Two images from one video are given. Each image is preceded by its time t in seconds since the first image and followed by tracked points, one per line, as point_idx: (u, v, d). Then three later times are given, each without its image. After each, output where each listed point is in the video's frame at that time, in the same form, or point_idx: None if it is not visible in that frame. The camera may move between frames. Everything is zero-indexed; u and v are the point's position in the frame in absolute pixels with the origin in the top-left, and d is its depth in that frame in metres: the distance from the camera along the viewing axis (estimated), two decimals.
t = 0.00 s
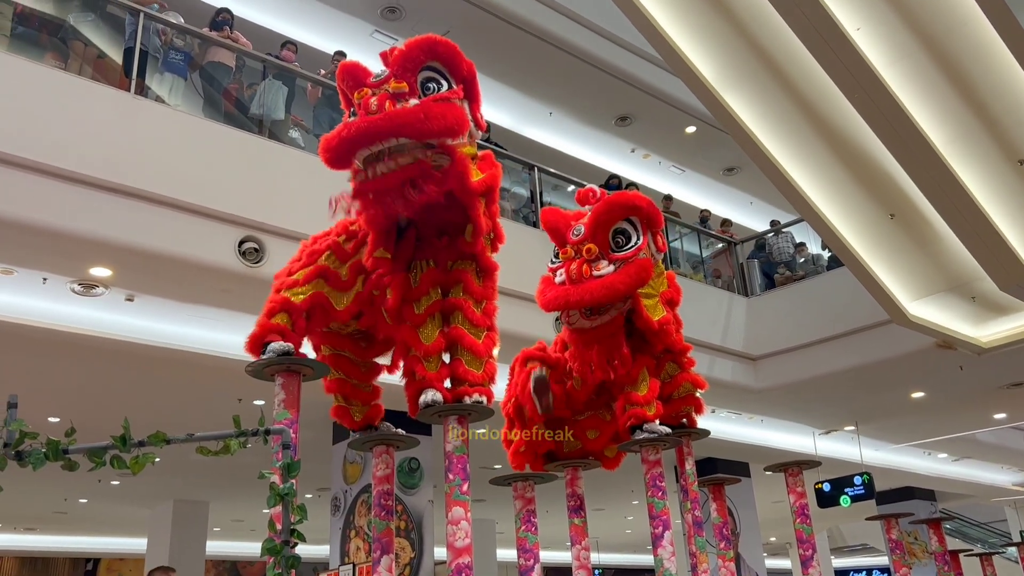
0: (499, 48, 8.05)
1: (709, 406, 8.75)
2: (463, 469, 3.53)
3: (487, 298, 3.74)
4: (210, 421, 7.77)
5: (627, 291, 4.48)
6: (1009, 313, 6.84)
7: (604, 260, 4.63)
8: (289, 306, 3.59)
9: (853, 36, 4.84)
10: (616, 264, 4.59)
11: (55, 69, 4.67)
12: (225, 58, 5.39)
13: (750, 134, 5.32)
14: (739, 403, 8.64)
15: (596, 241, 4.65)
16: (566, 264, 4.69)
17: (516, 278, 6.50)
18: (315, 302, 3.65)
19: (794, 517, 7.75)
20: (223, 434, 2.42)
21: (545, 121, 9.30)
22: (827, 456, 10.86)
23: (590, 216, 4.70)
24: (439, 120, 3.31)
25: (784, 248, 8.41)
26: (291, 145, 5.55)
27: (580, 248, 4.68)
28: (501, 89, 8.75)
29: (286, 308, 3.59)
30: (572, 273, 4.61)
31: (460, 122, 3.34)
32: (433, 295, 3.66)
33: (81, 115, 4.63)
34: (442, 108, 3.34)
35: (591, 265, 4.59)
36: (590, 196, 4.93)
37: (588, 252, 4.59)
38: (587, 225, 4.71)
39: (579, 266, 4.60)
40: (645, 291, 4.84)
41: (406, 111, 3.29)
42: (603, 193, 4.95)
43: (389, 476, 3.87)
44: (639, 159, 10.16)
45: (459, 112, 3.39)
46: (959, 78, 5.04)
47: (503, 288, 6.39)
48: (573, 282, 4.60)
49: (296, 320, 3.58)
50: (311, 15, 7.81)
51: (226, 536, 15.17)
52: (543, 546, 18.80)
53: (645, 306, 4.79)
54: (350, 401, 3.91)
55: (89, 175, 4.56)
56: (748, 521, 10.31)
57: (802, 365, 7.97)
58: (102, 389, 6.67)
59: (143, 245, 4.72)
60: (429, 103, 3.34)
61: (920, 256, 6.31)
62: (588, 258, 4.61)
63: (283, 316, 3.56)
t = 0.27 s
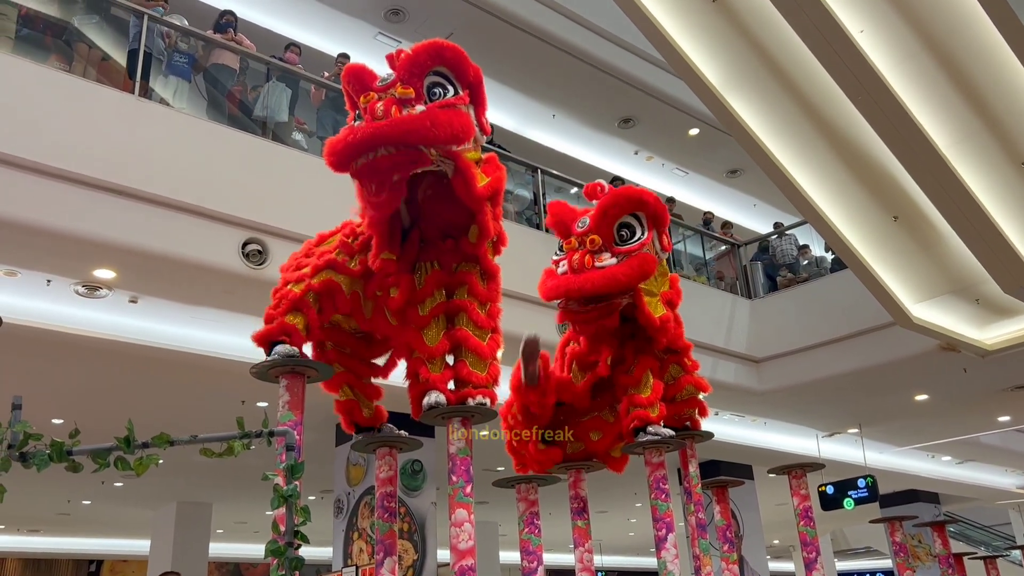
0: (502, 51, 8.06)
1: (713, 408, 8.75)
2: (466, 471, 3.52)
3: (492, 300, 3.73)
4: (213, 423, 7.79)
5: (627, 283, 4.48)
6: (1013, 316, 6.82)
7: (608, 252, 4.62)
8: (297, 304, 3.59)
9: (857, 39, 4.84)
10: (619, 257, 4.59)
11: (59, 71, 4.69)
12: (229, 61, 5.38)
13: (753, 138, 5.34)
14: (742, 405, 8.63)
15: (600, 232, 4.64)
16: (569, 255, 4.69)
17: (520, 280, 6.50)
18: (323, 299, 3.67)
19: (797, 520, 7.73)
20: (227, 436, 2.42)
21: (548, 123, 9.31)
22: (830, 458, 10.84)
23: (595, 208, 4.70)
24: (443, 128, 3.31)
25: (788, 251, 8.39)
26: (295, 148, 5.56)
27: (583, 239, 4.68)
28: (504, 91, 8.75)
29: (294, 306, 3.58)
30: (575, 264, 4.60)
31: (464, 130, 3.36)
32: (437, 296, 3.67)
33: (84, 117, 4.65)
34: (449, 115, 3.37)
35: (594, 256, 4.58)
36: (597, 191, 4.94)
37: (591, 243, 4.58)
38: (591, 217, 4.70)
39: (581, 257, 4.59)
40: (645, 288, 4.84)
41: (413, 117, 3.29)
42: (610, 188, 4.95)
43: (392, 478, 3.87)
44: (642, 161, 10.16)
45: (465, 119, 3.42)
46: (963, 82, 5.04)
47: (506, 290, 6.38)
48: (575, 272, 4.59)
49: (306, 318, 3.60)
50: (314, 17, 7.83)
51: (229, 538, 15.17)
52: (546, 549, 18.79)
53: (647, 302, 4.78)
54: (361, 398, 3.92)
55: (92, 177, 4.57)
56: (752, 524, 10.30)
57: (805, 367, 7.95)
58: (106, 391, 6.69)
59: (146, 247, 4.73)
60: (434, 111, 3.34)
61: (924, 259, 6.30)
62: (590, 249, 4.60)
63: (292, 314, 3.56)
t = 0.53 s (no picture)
0: (504, 53, 8.07)
1: (715, 410, 8.74)
2: (469, 473, 3.52)
3: (496, 302, 3.73)
4: (215, 424, 7.79)
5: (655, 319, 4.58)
6: (1016, 318, 6.82)
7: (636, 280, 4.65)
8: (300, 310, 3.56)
9: (860, 41, 4.84)
10: (649, 287, 4.63)
11: (62, 73, 4.70)
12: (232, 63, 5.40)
13: (757, 140, 5.34)
14: (745, 407, 8.63)
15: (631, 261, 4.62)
16: (597, 279, 4.69)
17: (522, 282, 6.50)
18: (327, 305, 3.64)
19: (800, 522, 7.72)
20: (231, 438, 2.45)
21: (550, 125, 9.31)
22: (833, 461, 10.83)
23: (629, 236, 4.64)
24: (452, 130, 3.33)
25: (790, 253, 8.40)
26: (298, 150, 5.57)
27: (613, 268, 4.66)
28: (507, 93, 8.76)
29: (295, 313, 3.54)
30: (606, 292, 4.62)
31: (472, 131, 3.38)
32: (443, 298, 3.67)
33: (88, 120, 4.66)
34: (457, 117, 3.38)
35: (623, 287, 4.61)
36: (627, 209, 4.85)
37: (623, 275, 4.59)
38: (623, 244, 4.64)
39: (611, 289, 4.61)
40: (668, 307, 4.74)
41: (421, 118, 3.32)
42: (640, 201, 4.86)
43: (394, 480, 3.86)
44: (644, 163, 10.16)
45: (473, 121, 3.42)
46: (966, 84, 5.04)
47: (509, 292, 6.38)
48: (603, 301, 4.64)
49: (308, 325, 3.56)
50: (317, 19, 7.84)
51: (231, 540, 15.17)
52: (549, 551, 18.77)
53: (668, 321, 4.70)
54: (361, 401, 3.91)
55: (96, 179, 4.57)
56: (754, 526, 10.29)
57: (808, 369, 7.95)
58: (109, 393, 6.70)
59: (149, 249, 4.73)
60: (443, 113, 3.36)
61: (927, 261, 6.29)
62: (621, 279, 4.62)
63: (294, 320, 3.53)
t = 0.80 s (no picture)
0: (506, 55, 8.07)
1: (717, 412, 8.74)
2: (471, 475, 3.52)
3: (501, 305, 3.73)
4: (216, 426, 7.79)
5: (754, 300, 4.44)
6: (1018, 320, 6.81)
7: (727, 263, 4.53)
8: (304, 305, 3.62)
9: (860, 43, 4.84)
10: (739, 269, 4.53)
11: (64, 75, 4.72)
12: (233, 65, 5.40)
13: (758, 142, 5.34)
14: (746, 409, 8.62)
15: (725, 243, 4.54)
16: (694, 264, 4.49)
17: (524, 284, 6.51)
18: (330, 302, 3.68)
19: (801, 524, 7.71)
20: (233, 440, 2.47)
21: (552, 127, 9.32)
22: (834, 462, 10.81)
23: (720, 220, 4.57)
24: (466, 134, 3.34)
25: (792, 254, 8.21)
26: (299, 152, 5.58)
27: (712, 251, 4.53)
28: (508, 95, 8.77)
29: (298, 307, 3.61)
30: (710, 274, 4.42)
31: (486, 137, 3.39)
32: (449, 292, 3.63)
33: (90, 122, 4.67)
34: (471, 122, 3.38)
35: (724, 269, 4.45)
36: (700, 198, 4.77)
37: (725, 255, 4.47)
38: (715, 228, 4.55)
39: (719, 269, 4.43)
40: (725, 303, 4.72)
41: (435, 121, 3.31)
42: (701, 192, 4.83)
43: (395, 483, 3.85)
44: (646, 165, 10.16)
45: (486, 125, 3.43)
46: (967, 86, 5.04)
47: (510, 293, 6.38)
48: (706, 284, 4.42)
49: (313, 320, 3.63)
50: (319, 21, 7.85)
51: (232, 541, 15.18)
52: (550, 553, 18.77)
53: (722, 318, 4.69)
54: (359, 408, 3.94)
55: (97, 181, 4.58)
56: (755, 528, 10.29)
57: (809, 371, 7.95)
58: (110, 394, 6.71)
59: (151, 251, 4.74)
60: (458, 116, 3.36)
61: (929, 262, 6.29)
62: (721, 261, 4.48)
63: (296, 317, 3.59)
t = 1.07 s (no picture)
0: (506, 56, 8.07)
1: (717, 413, 8.73)
2: (471, 476, 3.52)
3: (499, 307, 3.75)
4: (217, 427, 7.79)
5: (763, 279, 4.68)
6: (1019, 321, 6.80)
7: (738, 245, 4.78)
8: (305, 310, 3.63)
9: (861, 43, 4.84)
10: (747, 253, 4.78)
11: (64, 76, 4.72)
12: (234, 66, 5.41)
13: (759, 143, 5.35)
14: (747, 410, 8.62)
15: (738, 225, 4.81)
16: (715, 236, 4.68)
17: (524, 284, 6.51)
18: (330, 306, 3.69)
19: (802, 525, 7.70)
20: (233, 441, 2.46)
21: (552, 128, 9.32)
22: (835, 463, 10.81)
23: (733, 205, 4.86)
24: (487, 137, 3.35)
25: (793, 255, 8.13)
26: (300, 152, 5.59)
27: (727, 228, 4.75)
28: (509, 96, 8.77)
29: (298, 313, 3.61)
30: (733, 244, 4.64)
31: (504, 143, 3.42)
32: (451, 300, 3.65)
33: (90, 123, 4.67)
34: (491, 126, 3.40)
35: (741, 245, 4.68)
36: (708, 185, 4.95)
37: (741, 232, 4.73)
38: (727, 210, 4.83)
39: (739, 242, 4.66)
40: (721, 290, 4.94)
41: (458, 123, 3.32)
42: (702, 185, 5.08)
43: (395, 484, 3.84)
44: (647, 166, 10.16)
45: (503, 131, 3.46)
46: (968, 86, 5.04)
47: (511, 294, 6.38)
48: (729, 252, 4.58)
49: (313, 325, 3.63)
50: (320, 22, 7.86)
51: (233, 542, 15.18)
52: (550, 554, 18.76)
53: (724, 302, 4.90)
54: (365, 404, 3.93)
55: (98, 181, 4.58)
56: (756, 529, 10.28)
57: (810, 372, 7.94)
58: (111, 395, 6.71)
59: (152, 252, 4.74)
60: (479, 119, 3.38)
61: (930, 263, 6.28)
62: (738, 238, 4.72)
63: (297, 322, 3.60)
